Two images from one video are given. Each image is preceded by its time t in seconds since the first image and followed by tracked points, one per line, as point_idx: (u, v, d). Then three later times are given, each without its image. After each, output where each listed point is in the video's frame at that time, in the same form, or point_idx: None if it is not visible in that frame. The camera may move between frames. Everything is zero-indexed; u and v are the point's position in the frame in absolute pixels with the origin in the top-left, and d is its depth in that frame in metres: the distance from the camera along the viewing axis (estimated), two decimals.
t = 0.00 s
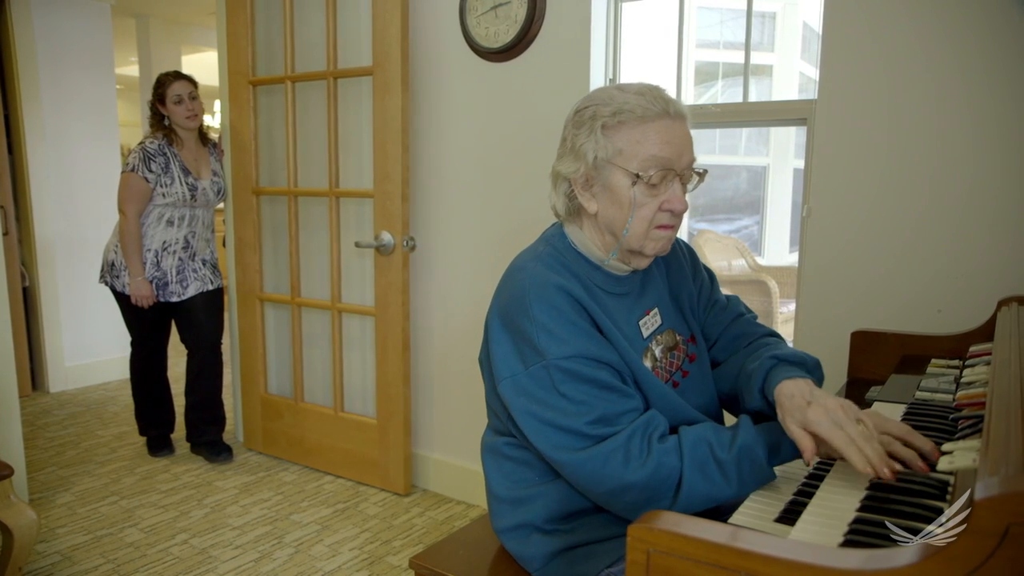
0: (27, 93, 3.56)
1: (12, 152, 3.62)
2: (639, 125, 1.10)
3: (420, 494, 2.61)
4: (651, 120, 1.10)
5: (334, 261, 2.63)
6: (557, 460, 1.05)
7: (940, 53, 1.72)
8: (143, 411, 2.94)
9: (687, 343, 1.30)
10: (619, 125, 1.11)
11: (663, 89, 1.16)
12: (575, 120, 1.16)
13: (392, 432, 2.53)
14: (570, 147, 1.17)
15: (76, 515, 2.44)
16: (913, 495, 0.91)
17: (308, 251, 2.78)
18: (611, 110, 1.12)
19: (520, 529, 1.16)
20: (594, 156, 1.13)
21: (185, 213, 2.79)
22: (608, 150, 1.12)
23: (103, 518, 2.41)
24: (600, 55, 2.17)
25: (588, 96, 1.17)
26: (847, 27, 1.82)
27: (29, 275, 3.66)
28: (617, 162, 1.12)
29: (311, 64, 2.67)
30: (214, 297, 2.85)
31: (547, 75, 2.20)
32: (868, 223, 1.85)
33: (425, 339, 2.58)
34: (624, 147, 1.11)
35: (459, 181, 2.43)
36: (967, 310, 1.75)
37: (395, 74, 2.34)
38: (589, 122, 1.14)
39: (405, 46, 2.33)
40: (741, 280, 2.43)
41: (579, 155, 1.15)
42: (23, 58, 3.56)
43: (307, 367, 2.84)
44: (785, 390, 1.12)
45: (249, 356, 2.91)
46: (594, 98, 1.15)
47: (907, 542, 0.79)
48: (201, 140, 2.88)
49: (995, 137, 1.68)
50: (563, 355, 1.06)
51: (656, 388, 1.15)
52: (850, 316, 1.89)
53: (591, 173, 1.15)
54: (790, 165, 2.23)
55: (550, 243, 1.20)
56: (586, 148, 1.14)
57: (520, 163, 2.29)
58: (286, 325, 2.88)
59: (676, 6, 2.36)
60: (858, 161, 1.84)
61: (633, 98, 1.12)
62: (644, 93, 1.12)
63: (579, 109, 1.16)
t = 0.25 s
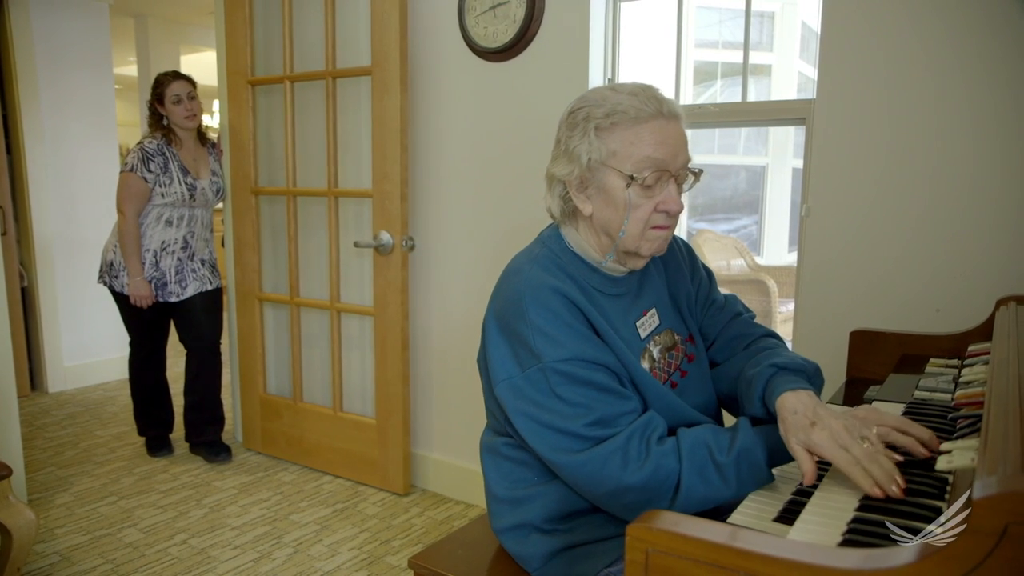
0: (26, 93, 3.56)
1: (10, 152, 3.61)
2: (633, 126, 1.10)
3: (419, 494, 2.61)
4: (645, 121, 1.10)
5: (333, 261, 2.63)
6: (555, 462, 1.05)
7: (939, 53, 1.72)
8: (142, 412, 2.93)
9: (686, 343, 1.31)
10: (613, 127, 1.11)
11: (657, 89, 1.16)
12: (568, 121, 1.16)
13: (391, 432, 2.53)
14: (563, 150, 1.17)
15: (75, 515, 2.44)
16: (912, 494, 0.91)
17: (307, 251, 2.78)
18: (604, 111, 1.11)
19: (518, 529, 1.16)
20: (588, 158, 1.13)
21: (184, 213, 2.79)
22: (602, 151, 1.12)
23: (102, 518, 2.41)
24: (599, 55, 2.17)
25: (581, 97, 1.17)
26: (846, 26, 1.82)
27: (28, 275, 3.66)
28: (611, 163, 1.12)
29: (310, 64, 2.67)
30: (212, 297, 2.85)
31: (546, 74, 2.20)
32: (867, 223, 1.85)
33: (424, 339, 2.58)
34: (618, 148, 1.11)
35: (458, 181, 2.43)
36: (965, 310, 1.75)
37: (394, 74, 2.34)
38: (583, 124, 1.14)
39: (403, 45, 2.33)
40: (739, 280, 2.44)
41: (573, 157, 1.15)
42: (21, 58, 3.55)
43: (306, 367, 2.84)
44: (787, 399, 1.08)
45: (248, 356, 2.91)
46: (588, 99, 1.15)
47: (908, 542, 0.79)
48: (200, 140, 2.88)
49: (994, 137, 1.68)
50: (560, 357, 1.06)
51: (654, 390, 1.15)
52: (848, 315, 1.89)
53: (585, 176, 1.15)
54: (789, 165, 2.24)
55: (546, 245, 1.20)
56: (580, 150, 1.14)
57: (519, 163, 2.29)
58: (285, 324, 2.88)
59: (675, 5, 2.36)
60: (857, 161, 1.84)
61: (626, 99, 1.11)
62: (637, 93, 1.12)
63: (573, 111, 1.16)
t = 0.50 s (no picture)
0: (25, 92, 3.56)
1: (9, 152, 3.61)
2: (628, 126, 1.10)
3: (418, 494, 2.61)
4: (640, 121, 1.10)
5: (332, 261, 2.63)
6: (556, 463, 1.05)
7: (937, 53, 1.73)
8: (141, 412, 2.93)
9: (685, 342, 1.31)
10: (608, 127, 1.11)
11: (653, 89, 1.16)
12: (564, 122, 1.16)
13: (390, 432, 2.53)
14: (560, 151, 1.17)
15: (74, 515, 2.43)
16: (911, 494, 0.91)
17: (306, 250, 2.78)
18: (600, 112, 1.11)
19: (517, 528, 1.16)
20: (584, 160, 1.13)
21: (183, 213, 2.78)
22: (598, 152, 1.12)
23: (101, 518, 2.41)
24: (598, 55, 2.17)
25: (576, 98, 1.17)
26: (844, 26, 1.83)
27: (27, 275, 3.66)
28: (607, 164, 1.12)
29: (309, 64, 2.67)
30: (211, 297, 2.85)
31: (544, 74, 2.20)
32: (866, 223, 1.85)
33: (423, 339, 2.58)
34: (614, 149, 1.11)
35: (457, 181, 2.43)
36: (964, 309, 1.75)
37: (392, 74, 2.34)
38: (578, 124, 1.14)
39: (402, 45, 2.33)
40: (738, 279, 2.44)
41: (568, 158, 1.15)
42: (20, 58, 3.55)
43: (305, 367, 2.84)
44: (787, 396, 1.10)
45: (247, 356, 2.91)
46: (583, 100, 1.15)
47: (907, 542, 0.79)
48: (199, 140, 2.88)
49: (992, 137, 1.68)
50: (559, 358, 1.06)
51: (654, 391, 1.15)
52: (847, 315, 1.89)
53: (582, 177, 1.15)
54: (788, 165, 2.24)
55: (544, 247, 1.20)
56: (576, 151, 1.14)
57: (518, 162, 2.29)
58: (284, 324, 2.88)
59: (674, 5, 2.37)
60: (856, 161, 1.85)
61: (621, 99, 1.11)
62: (633, 94, 1.12)
63: (568, 111, 1.16)
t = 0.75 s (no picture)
0: (24, 92, 3.55)
1: (8, 151, 3.61)
2: (629, 127, 1.10)
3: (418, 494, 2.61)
4: (641, 122, 1.10)
5: (332, 261, 2.63)
6: (551, 466, 1.05)
7: (936, 54, 1.73)
8: (141, 411, 2.93)
9: (683, 344, 1.31)
10: (609, 128, 1.11)
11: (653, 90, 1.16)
12: (563, 121, 1.16)
13: (390, 432, 2.53)
14: (558, 150, 1.17)
15: (73, 515, 2.43)
16: (911, 493, 0.91)
17: (305, 250, 2.78)
18: (601, 112, 1.11)
19: (516, 529, 1.16)
20: (584, 159, 1.13)
21: (182, 213, 2.78)
22: (598, 153, 1.12)
23: (100, 518, 2.41)
24: (597, 55, 2.17)
25: (576, 97, 1.16)
26: (844, 26, 1.83)
27: (26, 275, 3.66)
28: (607, 165, 1.11)
29: (308, 63, 2.67)
30: (211, 296, 2.85)
31: (544, 74, 2.20)
32: (865, 223, 1.85)
33: (422, 339, 2.58)
34: (615, 149, 1.11)
35: (456, 181, 2.43)
36: (964, 309, 1.75)
37: (392, 74, 2.34)
38: (578, 124, 1.13)
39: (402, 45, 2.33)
40: (737, 279, 2.44)
41: (568, 157, 1.15)
42: (19, 58, 3.55)
43: (304, 367, 2.84)
44: (786, 408, 1.07)
45: (247, 356, 2.91)
46: (583, 99, 1.14)
47: (908, 542, 0.79)
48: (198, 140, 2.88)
49: (992, 136, 1.68)
50: (554, 360, 1.07)
51: (650, 392, 1.16)
52: (847, 315, 1.89)
53: (581, 177, 1.15)
54: (787, 165, 2.24)
55: (541, 247, 1.20)
56: (575, 151, 1.13)
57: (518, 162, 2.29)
58: (283, 324, 2.88)
59: (673, 5, 2.37)
60: (855, 162, 1.85)
61: (622, 100, 1.11)
62: (633, 94, 1.12)
63: (568, 111, 1.15)
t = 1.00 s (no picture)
0: (24, 92, 3.55)
1: (7, 151, 3.61)
2: (642, 131, 1.10)
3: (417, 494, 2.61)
4: (654, 126, 1.10)
5: (332, 261, 2.63)
6: (536, 474, 1.06)
7: (936, 53, 1.73)
8: (140, 411, 2.93)
9: (679, 346, 1.31)
10: (621, 131, 1.10)
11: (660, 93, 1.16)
12: (572, 120, 1.14)
13: (389, 431, 2.53)
14: (566, 150, 1.15)
15: (72, 515, 2.43)
16: (911, 493, 0.91)
17: (305, 250, 2.78)
18: (613, 114, 1.10)
19: (515, 530, 1.16)
20: (595, 161, 1.12)
21: (182, 213, 2.78)
22: (610, 155, 1.11)
23: (100, 518, 2.41)
24: (597, 54, 2.17)
25: (584, 97, 1.15)
26: (844, 26, 1.83)
27: (26, 275, 3.65)
28: (618, 168, 1.11)
29: (308, 63, 2.67)
30: (210, 296, 2.85)
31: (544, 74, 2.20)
32: (865, 223, 1.85)
33: (422, 339, 2.58)
34: (627, 152, 1.10)
35: (455, 180, 2.43)
36: (963, 309, 1.75)
37: (391, 73, 2.34)
38: (589, 124, 1.12)
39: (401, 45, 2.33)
40: (738, 279, 2.45)
41: (576, 158, 1.14)
42: (18, 57, 3.55)
43: (304, 367, 2.84)
44: (776, 404, 1.07)
45: (246, 356, 2.91)
46: (592, 99, 1.13)
47: (908, 542, 0.79)
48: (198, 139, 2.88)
49: (992, 136, 1.68)
50: (543, 365, 1.07)
51: (642, 395, 1.16)
52: (847, 315, 1.89)
53: (589, 179, 1.14)
54: (786, 165, 2.25)
55: (537, 248, 1.20)
56: (586, 152, 1.12)
57: (518, 162, 2.29)
58: (283, 324, 2.88)
59: (673, 5, 2.37)
60: (855, 161, 1.85)
61: (634, 102, 1.11)
62: (644, 97, 1.12)
63: (576, 110, 1.14)
